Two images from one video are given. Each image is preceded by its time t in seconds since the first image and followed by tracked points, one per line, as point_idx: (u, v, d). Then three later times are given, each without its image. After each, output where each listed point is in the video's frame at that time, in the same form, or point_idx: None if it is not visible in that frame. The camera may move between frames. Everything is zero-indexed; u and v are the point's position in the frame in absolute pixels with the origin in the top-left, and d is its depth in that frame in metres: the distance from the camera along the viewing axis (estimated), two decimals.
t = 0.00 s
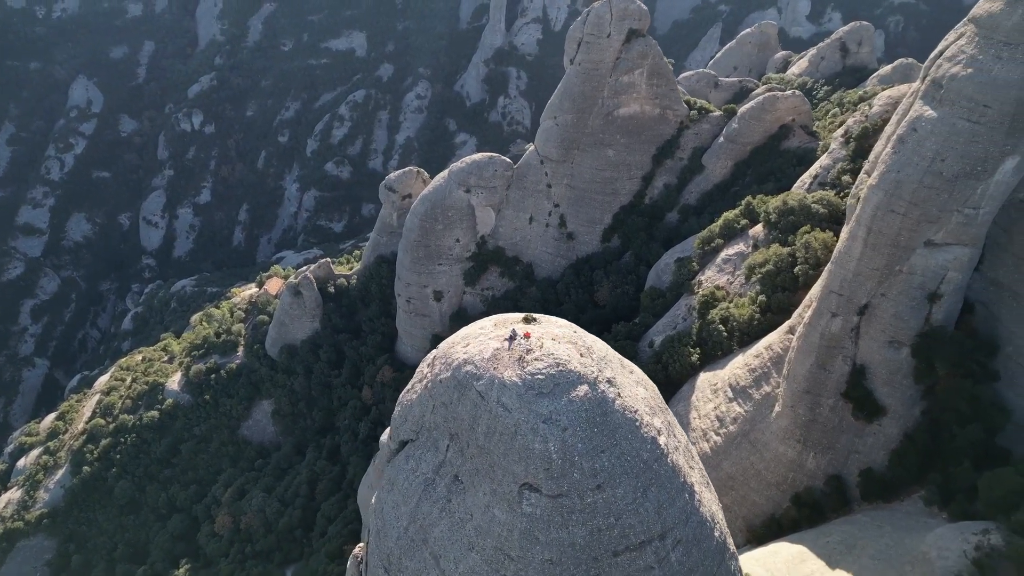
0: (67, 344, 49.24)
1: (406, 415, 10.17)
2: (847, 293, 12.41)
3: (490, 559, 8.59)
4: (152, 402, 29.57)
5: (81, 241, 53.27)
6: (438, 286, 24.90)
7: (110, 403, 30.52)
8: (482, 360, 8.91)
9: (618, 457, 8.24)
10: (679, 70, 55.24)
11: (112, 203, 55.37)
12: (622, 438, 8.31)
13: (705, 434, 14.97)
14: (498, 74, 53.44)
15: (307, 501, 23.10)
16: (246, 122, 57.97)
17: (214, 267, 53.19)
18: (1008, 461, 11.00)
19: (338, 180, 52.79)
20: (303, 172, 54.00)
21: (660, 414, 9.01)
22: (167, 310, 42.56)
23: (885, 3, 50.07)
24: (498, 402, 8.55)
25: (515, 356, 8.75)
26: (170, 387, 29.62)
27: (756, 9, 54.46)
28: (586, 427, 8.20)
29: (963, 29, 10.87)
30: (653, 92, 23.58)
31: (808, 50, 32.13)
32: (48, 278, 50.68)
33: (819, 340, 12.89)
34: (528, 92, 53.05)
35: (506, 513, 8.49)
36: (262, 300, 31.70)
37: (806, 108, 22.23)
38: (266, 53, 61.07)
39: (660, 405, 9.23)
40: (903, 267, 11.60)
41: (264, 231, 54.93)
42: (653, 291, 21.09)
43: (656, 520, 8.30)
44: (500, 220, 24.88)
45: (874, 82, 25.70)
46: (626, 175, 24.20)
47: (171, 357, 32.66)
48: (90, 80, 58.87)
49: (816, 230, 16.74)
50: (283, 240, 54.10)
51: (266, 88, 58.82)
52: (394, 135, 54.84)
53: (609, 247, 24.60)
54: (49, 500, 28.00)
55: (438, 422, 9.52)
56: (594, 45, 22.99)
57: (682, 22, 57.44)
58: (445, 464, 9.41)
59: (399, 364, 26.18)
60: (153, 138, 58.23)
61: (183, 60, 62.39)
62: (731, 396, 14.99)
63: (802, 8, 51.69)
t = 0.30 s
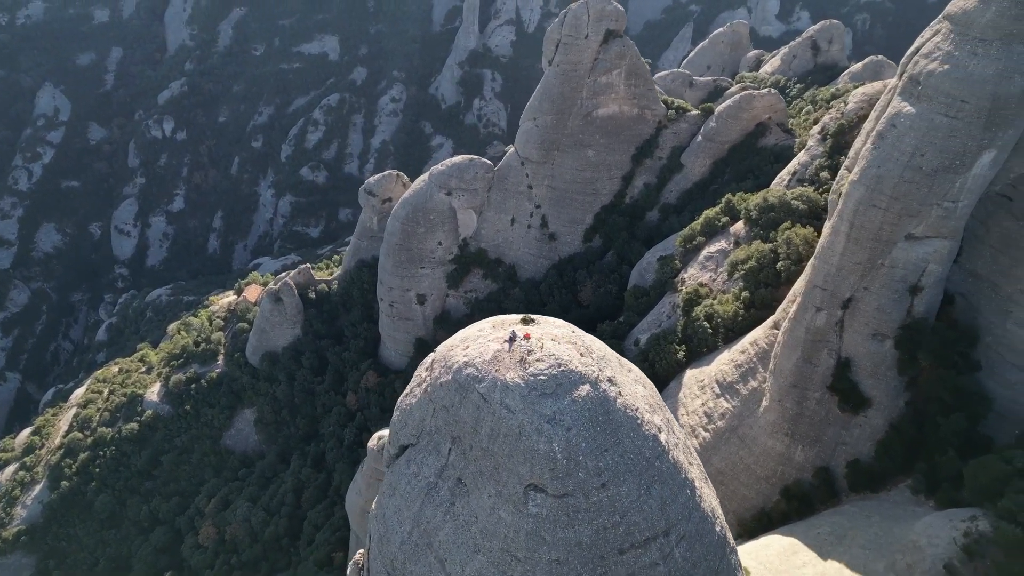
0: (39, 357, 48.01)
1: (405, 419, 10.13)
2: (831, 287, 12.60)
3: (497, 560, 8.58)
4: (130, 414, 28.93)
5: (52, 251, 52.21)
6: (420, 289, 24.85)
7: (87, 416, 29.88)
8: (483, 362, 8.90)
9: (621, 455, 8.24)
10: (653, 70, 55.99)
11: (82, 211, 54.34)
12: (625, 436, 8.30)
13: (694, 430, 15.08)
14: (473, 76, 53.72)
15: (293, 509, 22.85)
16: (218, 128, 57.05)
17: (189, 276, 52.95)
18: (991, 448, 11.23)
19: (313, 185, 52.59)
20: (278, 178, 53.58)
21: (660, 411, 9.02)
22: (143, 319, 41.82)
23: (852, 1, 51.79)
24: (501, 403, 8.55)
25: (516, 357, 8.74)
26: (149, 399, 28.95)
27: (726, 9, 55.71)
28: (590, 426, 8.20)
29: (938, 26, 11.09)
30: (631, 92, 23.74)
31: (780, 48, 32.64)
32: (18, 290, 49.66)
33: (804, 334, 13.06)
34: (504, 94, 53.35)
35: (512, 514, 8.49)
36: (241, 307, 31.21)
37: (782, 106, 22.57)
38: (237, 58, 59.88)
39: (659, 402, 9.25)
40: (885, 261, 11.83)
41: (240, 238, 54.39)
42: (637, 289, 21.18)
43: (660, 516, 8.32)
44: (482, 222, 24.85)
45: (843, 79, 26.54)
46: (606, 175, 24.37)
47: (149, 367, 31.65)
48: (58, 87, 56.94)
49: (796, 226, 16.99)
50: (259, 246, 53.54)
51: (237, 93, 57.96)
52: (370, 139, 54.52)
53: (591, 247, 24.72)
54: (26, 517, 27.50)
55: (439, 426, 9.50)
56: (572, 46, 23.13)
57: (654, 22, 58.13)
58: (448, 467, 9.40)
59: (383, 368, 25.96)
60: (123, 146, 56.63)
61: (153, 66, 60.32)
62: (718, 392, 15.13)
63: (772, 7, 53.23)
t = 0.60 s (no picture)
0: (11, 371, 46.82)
1: (405, 424, 10.06)
2: (816, 282, 12.77)
3: (504, 562, 8.57)
4: (109, 427, 28.39)
5: (21, 263, 50.93)
6: (403, 293, 24.80)
7: (64, 430, 29.29)
8: (484, 364, 8.85)
9: (625, 453, 8.25)
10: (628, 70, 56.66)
11: (52, 222, 53.06)
12: (627, 435, 8.30)
13: (683, 427, 15.20)
14: (447, 79, 53.91)
15: (279, 518, 22.58)
16: (191, 135, 56.25)
17: (164, 286, 52.14)
18: (974, 437, 11.45)
19: (289, 190, 51.92)
20: (253, 184, 53.24)
21: (659, 409, 9.05)
22: (118, 330, 41.07)
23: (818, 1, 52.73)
24: (504, 405, 8.50)
25: (517, 359, 8.69)
26: (127, 410, 28.48)
27: (697, 9, 56.47)
28: (594, 425, 8.17)
29: (914, 24, 11.32)
30: (610, 92, 23.87)
31: (752, 48, 33.13)
32: None
33: (789, 329, 13.23)
34: (478, 96, 53.85)
35: (518, 516, 8.47)
36: (221, 315, 30.81)
37: (759, 105, 22.86)
38: (208, 63, 59.00)
39: (657, 400, 9.26)
40: (867, 255, 12.03)
41: (215, 246, 53.80)
42: (620, 288, 21.29)
43: (663, 513, 8.38)
44: (464, 224, 24.80)
45: (816, 78, 27.09)
46: (587, 176, 24.49)
47: (126, 379, 31.08)
48: (24, 95, 55.51)
49: (777, 223, 17.20)
50: (235, 254, 53.09)
51: (209, 98, 57.27)
52: (345, 143, 54.59)
53: (573, 247, 24.82)
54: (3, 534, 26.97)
55: (441, 429, 9.45)
56: (551, 47, 23.20)
57: (627, 23, 58.72)
58: (450, 471, 9.36)
59: (367, 374, 25.77)
60: (93, 154, 55.44)
61: (121, 73, 58.95)
62: (705, 388, 15.27)
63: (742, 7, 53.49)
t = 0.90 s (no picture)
0: None
1: (403, 428, 9.99)
2: (799, 277, 12.95)
3: (512, 563, 8.56)
4: (86, 440, 27.87)
5: None
6: (386, 298, 24.69)
7: (40, 444, 28.75)
8: (484, 366, 8.84)
9: (628, 451, 8.30)
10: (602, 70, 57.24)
11: (20, 232, 51.76)
12: (629, 433, 8.36)
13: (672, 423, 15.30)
14: (422, 82, 54.02)
15: (264, 527, 22.34)
16: (161, 142, 55.22)
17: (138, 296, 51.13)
18: (958, 425, 11.67)
19: (264, 196, 51.82)
20: (227, 191, 52.79)
21: (657, 406, 9.12)
22: (92, 341, 40.25)
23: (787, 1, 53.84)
24: (506, 406, 8.50)
25: (517, 360, 8.70)
26: (105, 422, 28.00)
27: (668, 10, 57.24)
28: (597, 425, 8.22)
29: (891, 21, 11.54)
30: (589, 93, 23.97)
31: (725, 47, 33.59)
32: None
33: (775, 324, 13.39)
34: (454, 98, 54.05)
35: (525, 516, 8.46)
36: (199, 324, 30.43)
37: (735, 103, 23.15)
38: (178, 68, 58.07)
39: (655, 397, 9.33)
40: (849, 250, 12.23)
41: (189, 253, 53.03)
42: (604, 287, 21.42)
43: (666, 509, 8.44)
44: (445, 227, 24.73)
45: (789, 76, 27.55)
46: (568, 176, 24.60)
47: (103, 391, 30.54)
48: None
49: (758, 219, 17.39)
50: (210, 261, 52.40)
51: (180, 104, 56.34)
52: (320, 147, 54.30)
53: (555, 248, 24.90)
54: None
55: (440, 433, 9.41)
56: (529, 49, 23.26)
57: (599, 24, 59.27)
58: (452, 474, 9.32)
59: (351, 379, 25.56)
60: (61, 163, 53.93)
61: (88, 80, 57.73)
62: (693, 385, 15.41)
63: (712, 7, 54.77)
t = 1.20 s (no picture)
0: None
1: (402, 432, 9.94)
2: (783, 272, 13.12)
3: (518, 564, 8.55)
4: (64, 454, 27.35)
5: None
6: (368, 302, 24.54)
7: (16, 459, 28.23)
8: (484, 368, 8.85)
9: (631, 448, 8.35)
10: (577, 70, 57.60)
11: None
12: (631, 430, 8.41)
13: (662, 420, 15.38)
14: (396, 85, 53.98)
15: (250, 536, 22.09)
16: (132, 149, 53.87)
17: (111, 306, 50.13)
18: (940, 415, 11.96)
19: (238, 201, 51.29)
20: (200, 197, 52.15)
21: (655, 403, 9.19)
22: (65, 352, 39.46)
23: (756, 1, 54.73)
24: (509, 407, 8.51)
25: (518, 361, 8.72)
26: (83, 436, 27.48)
27: (640, 10, 57.84)
28: (600, 423, 8.27)
29: (868, 20, 11.75)
30: (568, 94, 24.08)
31: (699, 47, 33.96)
32: None
33: (760, 320, 13.55)
34: (428, 101, 54.32)
35: (531, 516, 8.46)
36: (178, 333, 30.00)
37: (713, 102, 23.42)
38: (148, 74, 56.94)
39: (653, 395, 9.42)
40: (832, 245, 12.44)
41: (163, 261, 52.27)
42: (589, 286, 21.49)
43: (670, 505, 8.49)
44: (427, 230, 24.64)
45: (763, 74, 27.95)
46: (549, 177, 24.69)
47: (80, 403, 29.95)
48: None
49: (740, 216, 17.58)
50: (185, 269, 51.64)
51: (150, 110, 55.35)
52: (295, 152, 53.79)
53: (537, 248, 24.95)
54: None
55: (441, 435, 9.38)
56: (507, 51, 23.32)
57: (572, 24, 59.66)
58: (455, 476, 9.29)
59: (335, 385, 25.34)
60: (27, 172, 52.67)
61: (55, 87, 56.83)
62: (680, 381, 15.53)
63: (683, 7, 55.46)
